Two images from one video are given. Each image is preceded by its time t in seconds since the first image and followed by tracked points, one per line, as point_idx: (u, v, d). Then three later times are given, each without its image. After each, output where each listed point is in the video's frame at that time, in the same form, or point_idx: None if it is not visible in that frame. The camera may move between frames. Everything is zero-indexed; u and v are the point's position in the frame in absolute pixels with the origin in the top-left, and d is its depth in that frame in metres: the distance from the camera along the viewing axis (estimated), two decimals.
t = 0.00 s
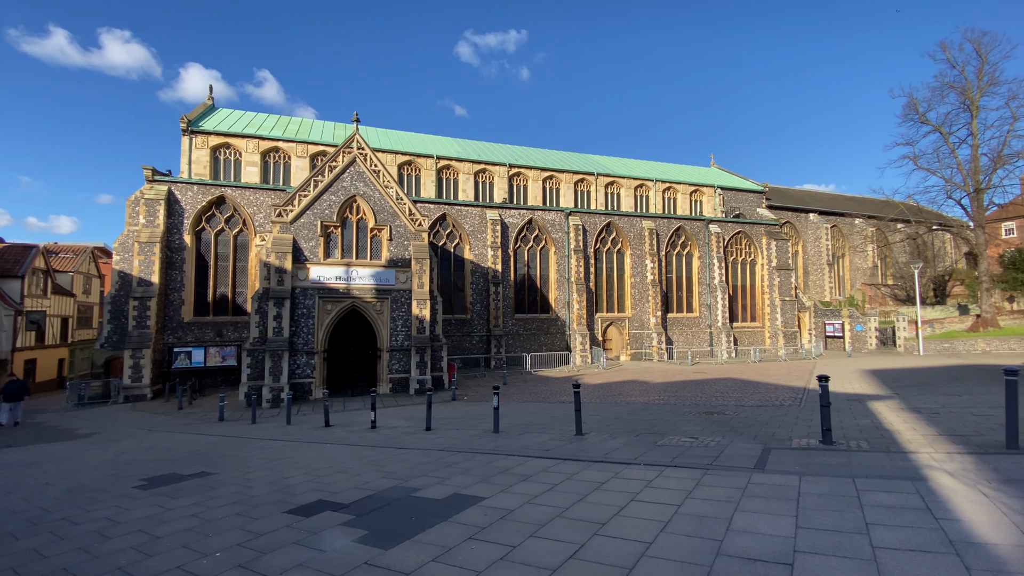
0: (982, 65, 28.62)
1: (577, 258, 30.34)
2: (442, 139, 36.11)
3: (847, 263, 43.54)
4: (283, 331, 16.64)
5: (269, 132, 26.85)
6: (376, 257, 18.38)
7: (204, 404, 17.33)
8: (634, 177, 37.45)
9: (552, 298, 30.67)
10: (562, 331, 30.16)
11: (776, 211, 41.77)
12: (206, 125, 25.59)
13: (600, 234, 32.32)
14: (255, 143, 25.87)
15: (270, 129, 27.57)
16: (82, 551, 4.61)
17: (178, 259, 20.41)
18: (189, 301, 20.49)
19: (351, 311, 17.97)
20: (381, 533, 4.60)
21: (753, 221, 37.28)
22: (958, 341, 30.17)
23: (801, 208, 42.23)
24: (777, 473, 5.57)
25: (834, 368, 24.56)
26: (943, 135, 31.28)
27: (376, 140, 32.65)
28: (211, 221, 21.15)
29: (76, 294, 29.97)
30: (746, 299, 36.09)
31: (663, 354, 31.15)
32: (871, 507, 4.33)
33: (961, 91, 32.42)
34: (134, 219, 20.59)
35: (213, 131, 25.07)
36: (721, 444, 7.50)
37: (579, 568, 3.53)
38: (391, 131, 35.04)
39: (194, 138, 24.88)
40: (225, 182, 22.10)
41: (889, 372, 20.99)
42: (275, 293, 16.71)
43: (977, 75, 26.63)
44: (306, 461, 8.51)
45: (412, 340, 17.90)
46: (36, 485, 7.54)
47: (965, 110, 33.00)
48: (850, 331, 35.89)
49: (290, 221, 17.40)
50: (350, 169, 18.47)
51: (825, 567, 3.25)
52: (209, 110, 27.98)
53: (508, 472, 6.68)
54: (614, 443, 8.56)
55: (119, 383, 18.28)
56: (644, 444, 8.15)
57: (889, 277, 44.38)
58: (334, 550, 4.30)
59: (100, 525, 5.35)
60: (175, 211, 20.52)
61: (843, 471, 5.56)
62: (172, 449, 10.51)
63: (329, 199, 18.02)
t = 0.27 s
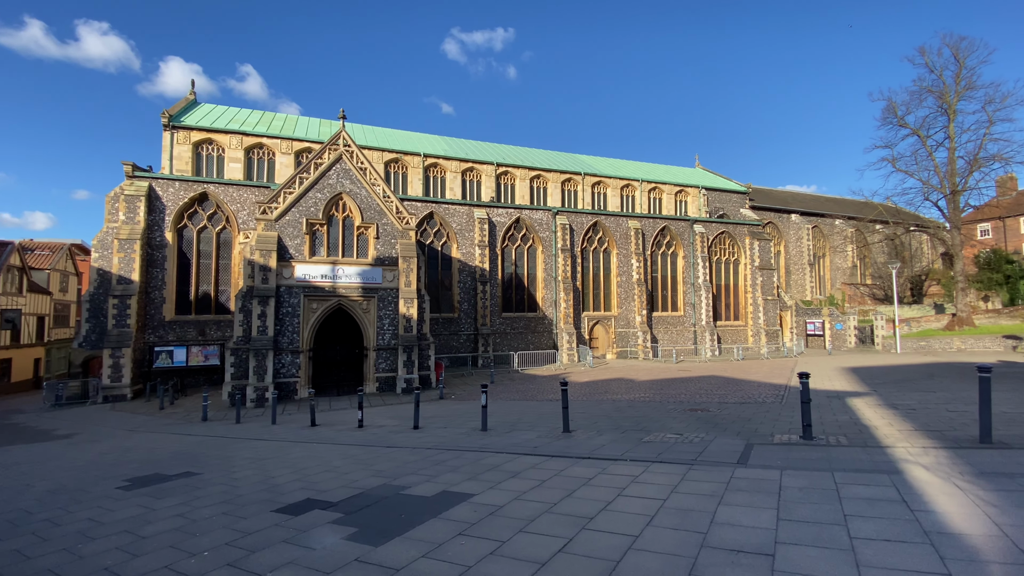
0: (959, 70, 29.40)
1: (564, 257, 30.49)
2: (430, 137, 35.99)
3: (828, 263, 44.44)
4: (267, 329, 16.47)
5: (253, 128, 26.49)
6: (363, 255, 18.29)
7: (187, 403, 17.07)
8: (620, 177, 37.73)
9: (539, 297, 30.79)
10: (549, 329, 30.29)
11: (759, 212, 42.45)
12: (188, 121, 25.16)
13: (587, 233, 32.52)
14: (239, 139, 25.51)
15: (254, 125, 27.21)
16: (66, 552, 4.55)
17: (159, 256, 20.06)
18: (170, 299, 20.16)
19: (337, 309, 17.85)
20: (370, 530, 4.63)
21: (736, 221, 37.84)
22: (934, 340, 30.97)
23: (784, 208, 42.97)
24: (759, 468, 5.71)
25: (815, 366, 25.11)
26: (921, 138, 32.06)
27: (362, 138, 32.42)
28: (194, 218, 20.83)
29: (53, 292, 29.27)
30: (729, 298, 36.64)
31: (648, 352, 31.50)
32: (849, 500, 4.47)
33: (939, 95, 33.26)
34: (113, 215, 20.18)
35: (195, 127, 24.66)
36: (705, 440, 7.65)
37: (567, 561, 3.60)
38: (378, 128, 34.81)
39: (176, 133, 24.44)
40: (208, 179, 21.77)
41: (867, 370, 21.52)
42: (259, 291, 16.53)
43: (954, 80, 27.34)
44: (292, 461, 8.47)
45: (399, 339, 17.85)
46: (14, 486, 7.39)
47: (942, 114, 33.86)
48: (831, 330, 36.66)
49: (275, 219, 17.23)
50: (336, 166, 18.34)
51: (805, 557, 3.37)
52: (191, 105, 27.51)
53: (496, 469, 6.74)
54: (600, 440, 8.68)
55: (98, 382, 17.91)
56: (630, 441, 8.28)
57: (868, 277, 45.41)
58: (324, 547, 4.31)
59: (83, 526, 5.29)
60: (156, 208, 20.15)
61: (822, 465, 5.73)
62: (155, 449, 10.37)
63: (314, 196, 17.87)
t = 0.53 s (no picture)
0: (931, 76, 30.31)
1: (548, 256, 30.63)
2: (413, 134, 35.78)
3: (804, 263, 45.48)
4: (247, 329, 16.25)
5: (232, 123, 26.02)
6: (345, 253, 18.12)
7: (164, 404, 16.73)
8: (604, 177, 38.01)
9: (523, 296, 30.88)
10: (533, 328, 30.40)
11: (739, 212, 43.22)
12: (164, 115, 24.61)
13: (570, 233, 32.70)
14: (217, 134, 25.02)
15: (233, 120, 26.72)
16: (40, 556, 4.46)
17: (134, 254, 19.59)
18: (146, 298, 19.71)
19: (319, 308, 17.68)
20: (353, 530, 4.64)
21: (716, 221, 38.46)
22: (905, 338, 31.93)
23: (762, 209, 43.80)
24: (737, 463, 5.86)
25: (791, 363, 25.72)
26: (894, 142, 33.01)
27: (345, 134, 32.08)
28: (171, 215, 20.40)
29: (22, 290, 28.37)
30: (709, 297, 37.25)
31: (631, 350, 31.89)
32: (820, 493, 4.62)
33: (911, 100, 34.23)
34: (85, 211, 19.58)
35: (172, 121, 24.11)
36: (685, 437, 7.82)
37: (548, 556, 3.67)
38: (360, 125, 34.49)
39: (152, 127, 23.89)
40: (185, 175, 21.33)
41: (841, 367, 22.12)
42: (239, 289, 16.28)
43: (926, 86, 28.16)
44: (274, 461, 8.39)
45: (382, 338, 17.75)
46: None
47: (914, 119, 34.87)
48: (807, 328, 37.53)
49: (254, 216, 16.96)
50: (318, 163, 18.14)
51: (777, 548, 3.48)
52: (168, 98, 26.90)
53: (479, 467, 6.79)
54: (582, 437, 8.79)
55: (70, 383, 17.43)
56: (611, 438, 8.41)
57: (843, 277, 46.61)
58: (306, 547, 4.30)
59: (58, 529, 5.18)
60: (130, 204, 19.67)
61: (796, 459, 5.90)
62: (131, 451, 10.16)
63: (295, 193, 17.66)
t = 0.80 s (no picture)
0: (898, 83, 31.36)
1: (529, 255, 30.75)
2: (393, 131, 35.47)
3: (778, 262, 46.63)
4: (220, 328, 15.93)
5: (206, 117, 25.41)
6: (322, 251, 17.89)
7: (133, 405, 16.30)
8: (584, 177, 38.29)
9: (503, 295, 30.92)
10: (513, 327, 30.50)
11: (715, 213, 44.08)
12: (134, 107, 23.90)
13: (551, 232, 32.86)
14: (190, 128, 24.42)
15: (206, 113, 26.09)
16: (3, 561, 4.34)
17: (102, 250, 19.02)
18: (115, 296, 19.15)
19: (295, 307, 17.43)
20: (328, 529, 4.63)
21: (693, 222, 39.14)
22: (873, 336, 33.03)
23: (738, 210, 44.74)
24: (707, 458, 6.03)
25: (764, 361, 26.41)
26: (863, 146, 34.08)
27: (323, 130, 31.63)
28: (141, 211, 19.84)
29: None
30: (686, 296, 37.91)
31: (610, 348, 32.33)
32: (785, 485, 4.79)
33: (880, 106, 35.38)
34: (50, 206, 18.97)
35: (142, 114, 23.44)
36: (659, 433, 7.99)
37: (522, 551, 3.73)
38: (339, 121, 34.04)
39: (121, 120, 23.19)
40: (156, 169, 20.78)
41: (812, 364, 22.81)
42: (212, 287, 15.96)
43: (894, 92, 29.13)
44: (248, 462, 8.28)
45: (361, 337, 17.59)
46: None
47: (883, 124, 36.05)
48: (780, 326, 38.54)
49: (229, 212, 16.63)
50: (295, 159, 17.85)
51: (742, 539, 3.61)
52: (138, 90, 26.14)
53: (457, 465, 6.83)
54: (560, 435, 8.90)
55: (34, 384, 16.82)
56: (588, 435, 8.54)
57: (814, 277, 47.97)
58: (280, 548, 4.28)
59: (21, 533, 5.04)
60: (98, 199, 19.07)
61: (764, 454, 6.10)
62: (98, 453, 9.89)
63: (271, 189, 17.35)
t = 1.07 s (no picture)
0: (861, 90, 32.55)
1: (505, 253, 30.81)
2: (368, 127, 35.04)
3: (748, 262, 47.86)
4: (187, 327, 15.54)
5: (173, 109, 24.66)
6: (294, 248, 17.60)
7: (95, 407, 15.76)
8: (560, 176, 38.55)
9: (480, 293, 30.91)
10: (490, 325, 30.60)
11: (688, 214, 45.00)
12: (96, 98, 23.03)
13: (527, 231, 32.99)
14: (156, 120, 23.67)
15: (174, 106, 25.32)
16: None
17: (62, 247, 18.30)
18: (75, 294, 18.45)
19: (266, 305, 17.12)
20: (295, 528, 4.63)
21: (667, 222, 39.84)
22: (838, 333, 34.25)
23: (710, 211, 45.74)
24: (670, 452, 6.23)
25: (733, 358, 27.17)
26: (829, 150, 35.26)
27: (295, 125, 31.06)
28: (103, 206, 19.16)
29: None
30: (659, 295, 38.58)
31: (585, 346, 32.73)
32: (741, 476, 4.99)
33: (845, 111, 36.64)
34: (5, 200, 17.61)
35: (105, 105, 22.60)
36: (627, 429, 8.17)
37: (486, 544, 3.81)
38: (312, 116, 33.46)
39: (82, 111, 22.33)
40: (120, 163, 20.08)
41: (778, 361, 23.55)
42: (178, 285, 15.55)
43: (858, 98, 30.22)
44: (215, 463, 8.14)
45: (333, 336, 17.38)
46: None
47: (847, 128, 37.35)
48: (749, 324, 39.63)
49: (196, 208, 16.23)
50: (265, 154, 17.51)
51: (697, 528, 3.76)
52: (100, 80, 25.18)
53: (427, 463, 6.87)
54: (531, 431, 9.01)
55: None
56: (559, 431, 8.67)
57: (782, 276, 49.47)
58: (245, 547, 4.27)
59: None
60: (57, 192, 18.32)
61: (725, 447, 6.33)
62: (57, 456, 9.56)
63: (241, 185, 16.99)
